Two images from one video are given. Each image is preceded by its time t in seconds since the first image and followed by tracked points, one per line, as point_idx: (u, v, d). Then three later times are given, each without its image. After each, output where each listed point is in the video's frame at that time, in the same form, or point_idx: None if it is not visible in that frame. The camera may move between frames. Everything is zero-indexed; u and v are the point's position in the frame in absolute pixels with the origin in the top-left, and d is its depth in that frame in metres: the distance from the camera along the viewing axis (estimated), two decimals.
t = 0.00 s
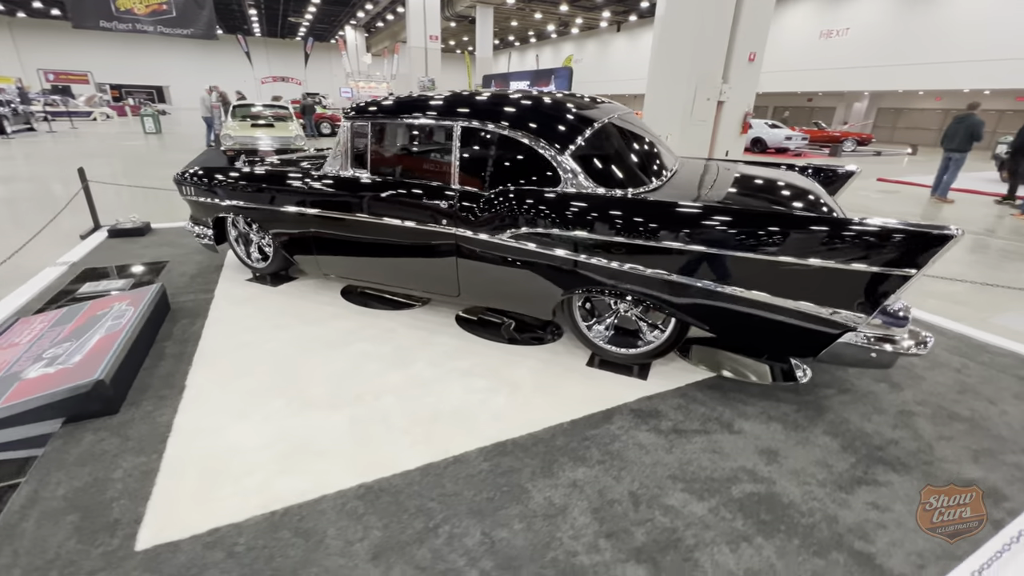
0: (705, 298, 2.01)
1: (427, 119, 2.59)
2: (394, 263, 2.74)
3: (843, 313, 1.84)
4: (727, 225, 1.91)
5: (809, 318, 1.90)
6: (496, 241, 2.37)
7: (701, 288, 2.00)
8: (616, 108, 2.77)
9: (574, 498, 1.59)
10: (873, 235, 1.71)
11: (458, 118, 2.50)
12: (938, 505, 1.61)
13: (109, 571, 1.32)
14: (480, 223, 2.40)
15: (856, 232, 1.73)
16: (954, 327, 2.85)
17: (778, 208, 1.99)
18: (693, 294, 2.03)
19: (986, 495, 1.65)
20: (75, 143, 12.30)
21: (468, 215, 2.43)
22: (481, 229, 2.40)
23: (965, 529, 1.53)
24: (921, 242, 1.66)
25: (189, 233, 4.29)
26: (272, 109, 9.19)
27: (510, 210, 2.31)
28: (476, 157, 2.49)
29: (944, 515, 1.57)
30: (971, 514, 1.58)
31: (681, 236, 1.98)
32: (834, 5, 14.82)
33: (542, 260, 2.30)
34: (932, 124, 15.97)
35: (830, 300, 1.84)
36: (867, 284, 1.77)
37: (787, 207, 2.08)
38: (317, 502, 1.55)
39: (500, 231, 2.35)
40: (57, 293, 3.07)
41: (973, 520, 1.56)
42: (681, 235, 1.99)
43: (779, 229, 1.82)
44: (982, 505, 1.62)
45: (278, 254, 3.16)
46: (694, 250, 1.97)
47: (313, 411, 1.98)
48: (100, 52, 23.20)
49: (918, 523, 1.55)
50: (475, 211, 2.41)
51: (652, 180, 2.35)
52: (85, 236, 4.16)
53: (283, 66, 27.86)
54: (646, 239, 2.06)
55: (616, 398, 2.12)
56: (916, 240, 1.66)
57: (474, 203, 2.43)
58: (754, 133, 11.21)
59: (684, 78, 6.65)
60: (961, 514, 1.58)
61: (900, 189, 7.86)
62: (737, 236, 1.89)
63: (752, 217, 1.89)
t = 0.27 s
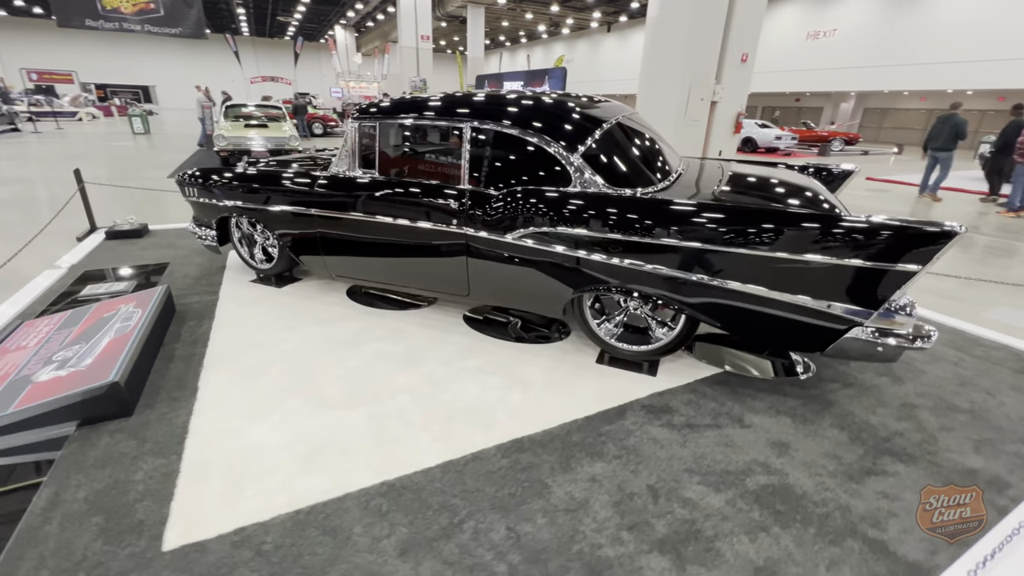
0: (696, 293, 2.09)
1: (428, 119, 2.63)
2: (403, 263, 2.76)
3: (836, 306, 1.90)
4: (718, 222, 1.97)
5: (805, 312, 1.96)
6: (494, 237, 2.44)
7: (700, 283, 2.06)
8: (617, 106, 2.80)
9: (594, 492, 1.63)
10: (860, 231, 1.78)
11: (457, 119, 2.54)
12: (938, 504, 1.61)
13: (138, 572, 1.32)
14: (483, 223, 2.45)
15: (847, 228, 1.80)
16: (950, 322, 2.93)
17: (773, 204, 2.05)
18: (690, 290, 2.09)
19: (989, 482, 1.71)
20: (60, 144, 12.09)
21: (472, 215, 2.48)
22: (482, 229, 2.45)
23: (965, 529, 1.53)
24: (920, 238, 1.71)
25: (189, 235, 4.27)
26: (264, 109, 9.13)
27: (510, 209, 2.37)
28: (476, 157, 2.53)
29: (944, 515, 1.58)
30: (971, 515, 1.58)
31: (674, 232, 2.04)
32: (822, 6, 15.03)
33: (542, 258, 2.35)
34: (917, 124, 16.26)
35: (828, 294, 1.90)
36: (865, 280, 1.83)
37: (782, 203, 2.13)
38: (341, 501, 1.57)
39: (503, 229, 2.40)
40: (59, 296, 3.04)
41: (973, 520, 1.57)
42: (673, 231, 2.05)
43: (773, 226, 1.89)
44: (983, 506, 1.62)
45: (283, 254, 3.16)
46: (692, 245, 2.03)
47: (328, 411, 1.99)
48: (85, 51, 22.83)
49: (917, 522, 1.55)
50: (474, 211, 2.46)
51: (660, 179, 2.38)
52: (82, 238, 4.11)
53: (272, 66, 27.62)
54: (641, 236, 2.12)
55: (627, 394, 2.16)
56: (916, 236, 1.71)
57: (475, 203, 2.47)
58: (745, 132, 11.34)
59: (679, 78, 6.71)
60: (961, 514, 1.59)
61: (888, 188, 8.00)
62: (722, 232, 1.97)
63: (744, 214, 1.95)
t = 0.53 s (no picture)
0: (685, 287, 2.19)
1: (427, 122, 2.70)
2: (413, 264, 2.79)
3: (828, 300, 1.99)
4: (705, 222, 2.08)
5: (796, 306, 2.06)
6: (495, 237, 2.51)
7: (696, 279, 2.16)
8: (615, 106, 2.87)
9: (615, 485, 1.68)
10: (852, 229, 1.87)
11: (456, 122, 2.62)
12: (938, 505, 1.64)
13: (176, 571, 1.34)
14: (490, 225, 2.51)
15: (836, 227, 1.89)
16: (941, 317, 3.04)
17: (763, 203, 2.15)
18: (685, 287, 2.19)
19: (985, 468, 1.80)
20: (42, 145, 11.83)
21: (479, 217, 2.54)
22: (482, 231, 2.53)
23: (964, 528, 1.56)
24: (914, 238, 1.79)
25: (187, 238, 4.24)
26: (253, 110, 9.05)
27: (510, 210, 2.46)
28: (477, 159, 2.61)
29: (944, 515, 1.60)
30: (971, 515, 1.61)
31: (666, 230, 2.14)
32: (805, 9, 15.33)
33: (541, 256, 2.43)
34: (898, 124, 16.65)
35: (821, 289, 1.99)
36: (859, 277, 1.91)
37: (773, 202, 2.23)
38: (369, 498, 1.60)
39: (509, 231, 2.46)
40: (62, 300, 3.01)
41: (972, 520, 1.59)
42: (665, 229, 2.15)
43: (761, 225, 2.00)
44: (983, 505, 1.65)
45: (289, 257, 3.17)
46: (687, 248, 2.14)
47: (348, 412, 2.02)
48: (65, 50, 22.36)
49: (918, 522, 1.57)
50: (473, 211, 2.55)
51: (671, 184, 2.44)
52: (78, 242, 4.06)
53: (258, 65, 27.32)
54: (634, 234, 2.22)
55: (637, 389, 2.23)
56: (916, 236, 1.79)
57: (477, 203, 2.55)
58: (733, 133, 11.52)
59: (671, 80, 6.80)
60: (961, 514, 1.61)
61: (873, 187, 8.20)
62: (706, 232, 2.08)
63: (733, 214, 2.06)
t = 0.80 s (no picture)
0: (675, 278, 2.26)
1: (423, 124, 2.77)
2: (419, 263, 2.83)
3: (819, 293, 2.09)
4: (694, 219, 2.18)
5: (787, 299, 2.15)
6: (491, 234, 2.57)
7: (691, 273, 2.24)
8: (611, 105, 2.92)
9: (627, 474, 1.74)
10: (844, 224, 1.96)
11: (453, 123, 2.68)
12: (938, 504, 1.64)
13: (207, 563, 1.38)
14: (495, 223, 2.56)
15: (825, 223, 1.99)
16: (930, 311, 3.15)
17: (755, 200, 2.23)
18: (680, 281, 2.26)
19: (978, 453, 1.89)
20: (26, 146, 11.62)
21: (484, 216, 2.58)
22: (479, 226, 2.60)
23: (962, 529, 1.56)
24: (904, 234, 1.88)
25: (186, 239, 4.22)
26: (245, 110, 8.99)
27: (511, 208, 2.52)
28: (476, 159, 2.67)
29: (945, 515, 1.61)
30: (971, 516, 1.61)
31: (658, 226, 2.23)
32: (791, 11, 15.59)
33: (541, 253, 2.49)
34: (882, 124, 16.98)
35: (815, 283, 2.08)
36: (850, 270, 2.01)
37: (765, 199, 2.31)
38: (390, 490, 1.64)
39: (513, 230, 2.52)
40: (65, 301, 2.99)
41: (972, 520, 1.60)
42: (658, 226, 2.24)
43: (751, 222, 2.09)
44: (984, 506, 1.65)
45: (294, 256, 3.19)
46: (680, 239, 2.20)
47: (363, 408, 2.06)
48: (47, 49, 21.96)
49: (918, 523, 1.57)
50: (472, 209, 2.61)
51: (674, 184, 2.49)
52: (76, 243, 4.04)
53: (245, 65, 27.07)
54: (627, 231, 2.31)
55: (644, 383, 2.29)
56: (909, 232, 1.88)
57: (477, 201, 2.61)
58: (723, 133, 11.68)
59: (663, 80, 6.91)
60: (961, 514, 1.62)
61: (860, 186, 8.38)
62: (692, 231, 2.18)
63: (723, 211, 2.15)
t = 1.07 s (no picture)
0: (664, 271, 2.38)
1: (417, 125, 2.85)
2: (426, 261, 2.89)
3: (810, 284, 2.20)
4: (682, 216, 2.30)
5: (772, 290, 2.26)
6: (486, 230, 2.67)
7: (684, 265, 2.34)
8: (608, 105, 3.00)
9: (641, 460, 1.83)
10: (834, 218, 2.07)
11: (450, 123, 2.77)
12: (939, 504, 1.64)
13: (246, 549, 1.43)
14: (503, 221, 2.63)
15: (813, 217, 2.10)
16: (917, 303, 3.29)
17: (745, 197, 2.34)
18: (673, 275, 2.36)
19: (966, 434, 2.01)
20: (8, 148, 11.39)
21: (492, 215, 2.65)
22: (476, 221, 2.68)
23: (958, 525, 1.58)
24: (895, 230, 1.99)
25: (187, 240, 4.22)
26: (234, 111, 8.93)
27: (516, 206, 2.60)
28: (475, 158, 2.75)
29: (945, 515, 1.61)
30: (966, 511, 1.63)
31: (649, 222, 2.34)
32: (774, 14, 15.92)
33: (542, 249, 2.58)
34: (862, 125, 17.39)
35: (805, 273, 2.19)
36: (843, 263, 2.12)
37: (755, 195, 2.42)
38: (416, 478, 1.71)
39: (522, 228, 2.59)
40: (71, 301, 2.99)
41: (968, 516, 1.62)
42: (649, 221, 2.35)
43: (739, 218, 2.20)
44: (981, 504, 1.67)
45: (301, 255, 3.22)
46: (676, 238, 2.32)
47: (381, 401, 2.11)
48: (24, 48, 21.47)
49: (918, 523, 1.57)
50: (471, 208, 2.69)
51: (673, 181, 2.58)
52: (75, 245, 4.02)
53: (230, 65, 26.76)
54: (619, 227, 2.42)
55: (650, 374, 2.38)
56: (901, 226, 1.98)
57: (479, 199, 2.69)
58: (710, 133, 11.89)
59: (654, 82, 7.04)
60: (961, 514, 1.62)
61: (843, 185, 8.61)
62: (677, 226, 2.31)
63: (712, 207, 2.26)
